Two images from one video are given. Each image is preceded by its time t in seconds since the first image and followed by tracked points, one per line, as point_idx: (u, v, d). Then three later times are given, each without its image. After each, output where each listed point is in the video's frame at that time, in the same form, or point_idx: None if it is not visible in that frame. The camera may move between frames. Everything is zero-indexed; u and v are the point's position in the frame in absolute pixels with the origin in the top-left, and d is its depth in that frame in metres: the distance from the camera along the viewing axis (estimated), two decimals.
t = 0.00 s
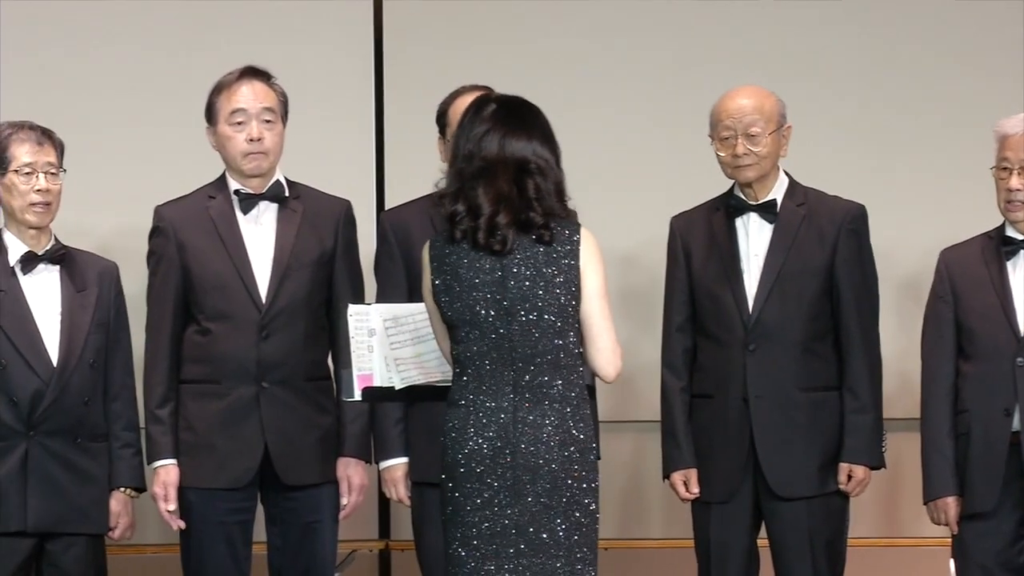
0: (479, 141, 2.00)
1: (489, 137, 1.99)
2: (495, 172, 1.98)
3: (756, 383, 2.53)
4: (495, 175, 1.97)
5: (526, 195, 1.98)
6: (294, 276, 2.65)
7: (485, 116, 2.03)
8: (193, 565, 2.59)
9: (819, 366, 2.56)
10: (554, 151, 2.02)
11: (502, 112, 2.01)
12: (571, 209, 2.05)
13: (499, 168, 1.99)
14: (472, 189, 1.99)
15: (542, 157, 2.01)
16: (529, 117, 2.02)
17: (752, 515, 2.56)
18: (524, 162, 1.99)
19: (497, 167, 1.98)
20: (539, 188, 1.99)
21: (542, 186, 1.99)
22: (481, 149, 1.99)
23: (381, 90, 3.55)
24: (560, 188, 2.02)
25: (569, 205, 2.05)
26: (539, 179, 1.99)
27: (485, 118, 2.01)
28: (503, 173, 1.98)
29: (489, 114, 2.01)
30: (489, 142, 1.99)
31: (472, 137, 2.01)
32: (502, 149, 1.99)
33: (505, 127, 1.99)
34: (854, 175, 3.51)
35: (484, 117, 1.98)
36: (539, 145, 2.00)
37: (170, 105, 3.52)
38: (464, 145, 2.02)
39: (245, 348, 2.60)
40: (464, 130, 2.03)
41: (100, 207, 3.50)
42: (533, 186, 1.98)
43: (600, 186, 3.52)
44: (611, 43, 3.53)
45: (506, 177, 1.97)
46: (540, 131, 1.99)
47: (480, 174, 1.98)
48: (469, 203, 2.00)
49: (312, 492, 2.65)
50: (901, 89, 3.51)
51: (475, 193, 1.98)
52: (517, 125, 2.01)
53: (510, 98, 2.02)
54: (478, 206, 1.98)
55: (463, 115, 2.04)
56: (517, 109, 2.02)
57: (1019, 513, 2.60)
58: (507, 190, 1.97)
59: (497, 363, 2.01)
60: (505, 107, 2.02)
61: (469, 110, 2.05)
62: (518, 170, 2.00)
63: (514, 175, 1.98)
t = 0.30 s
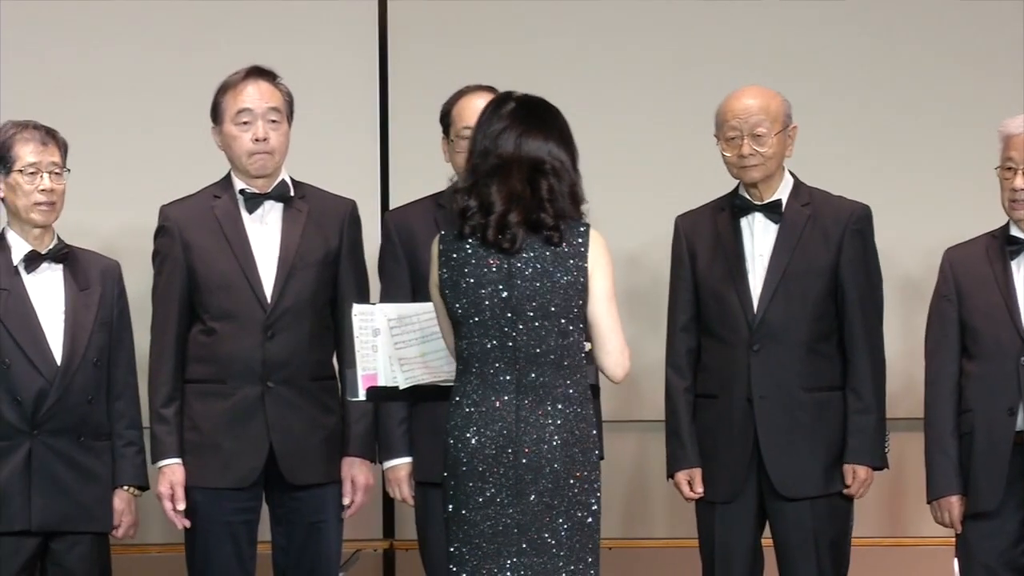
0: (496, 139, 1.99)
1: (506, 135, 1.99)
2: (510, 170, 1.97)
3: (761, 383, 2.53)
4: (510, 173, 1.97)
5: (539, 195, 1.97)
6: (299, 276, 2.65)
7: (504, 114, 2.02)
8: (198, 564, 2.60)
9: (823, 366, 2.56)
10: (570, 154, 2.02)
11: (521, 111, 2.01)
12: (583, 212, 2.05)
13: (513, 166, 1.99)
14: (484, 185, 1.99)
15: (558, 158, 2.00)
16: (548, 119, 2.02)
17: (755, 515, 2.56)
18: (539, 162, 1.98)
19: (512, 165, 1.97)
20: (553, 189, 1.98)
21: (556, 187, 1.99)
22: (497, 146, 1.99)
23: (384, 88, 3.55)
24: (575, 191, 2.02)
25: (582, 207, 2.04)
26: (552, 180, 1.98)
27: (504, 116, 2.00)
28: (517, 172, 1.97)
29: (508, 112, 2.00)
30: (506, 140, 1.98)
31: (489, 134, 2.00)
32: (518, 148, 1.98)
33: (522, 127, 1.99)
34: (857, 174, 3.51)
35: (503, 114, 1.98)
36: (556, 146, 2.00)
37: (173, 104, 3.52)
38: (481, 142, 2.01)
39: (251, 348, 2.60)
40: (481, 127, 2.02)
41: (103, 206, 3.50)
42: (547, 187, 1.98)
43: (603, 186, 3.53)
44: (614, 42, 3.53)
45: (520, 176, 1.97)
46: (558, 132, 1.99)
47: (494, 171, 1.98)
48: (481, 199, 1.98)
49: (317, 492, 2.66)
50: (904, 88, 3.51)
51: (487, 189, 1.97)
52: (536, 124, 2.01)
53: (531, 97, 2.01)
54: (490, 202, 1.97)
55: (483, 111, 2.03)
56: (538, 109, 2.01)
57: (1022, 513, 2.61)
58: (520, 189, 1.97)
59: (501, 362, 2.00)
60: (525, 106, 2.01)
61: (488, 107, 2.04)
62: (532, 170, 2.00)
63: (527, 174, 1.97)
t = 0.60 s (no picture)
0: (504, 139, 1.99)
1: (514, 135, 1.99)
2: (518, 171, 1.97)
3: (760, 383, 2.53)
4: (518, 174, 1.96)
5: (546, 197, 1.97)
6: (300, 275, 2.66)
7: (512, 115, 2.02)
8: (198, 563, 2.60)
9: (822, 365, 2.56)
10: (576, 157, 2.02)
11: (531, 113, 2.01)
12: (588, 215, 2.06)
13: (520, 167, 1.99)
14: (492, 184, 1.98)
15: (565, 162, 2.01)
16: (556, 121, 2.02)
17: (754, 513, 2.56)
18: (547, 164, 1.98)
19: (520, 166, 1.97)
20: (560, 192, 1.99)
21: (562, 190, 1.99)
22: (506, 146, 1.98)
23: (385, 87, 3.55)
24: (580, 195, 2.02)
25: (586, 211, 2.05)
26: (559, 182, 1.98)
27: (513, 116, 2.00)
28: (526, 173, 1.97)
29: (518, 113, 2.00)
30: (515, 141, 1.98)
31: (497, 134, 2.00)
32: (526, 149, 1.98)
33: (531, 128, 1.99)
34: (858, 172, 3.51)
35: (513, 115, 1.97)
36: (564, 149, 2.00)
37: (173, 104, 3.52)
38: (489, 142, 2.00)
39: (252, 348, 2.61)
40: (489, 127, 2.02)
41: (103, 206, 3.50)
42: (555, 189, 1.98)
43: (603, 185, 3.52)
44: (614, 42, 3.53)
45: (529, 177, 1.96)
46: (567, 136, 1.99)
47: (502, 171, 1.97)
48: (488, 198, 1.98)
49: (317, 491, 2.66)
50: (904, 86, 3.51)
51: (495, 188, 1.97)
52: (544, 127, 2.01)
53: (540, 100, 2.01)
54: (497, 202, 1.97)
55: (492, 110, 2.03)
56: (547, 112, 2.02)
57: (1022, 512, 2.61)
58: (528, 191, 1.97)
59: (503, 363, 2.00)
60: (534, 108, 2.01)
61: (495, 107, 2.04)
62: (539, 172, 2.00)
63: (536, 175, 1.97)
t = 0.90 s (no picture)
0: (494, 142, 1.99)
1: (503, 138, 1.99)
2: (510, 174, 1.97)
3: (759, 383, 2.54)
4: (510, 176, 1.97)
5: (539, 198, 1.98)
6: (300, 276, 2.66)
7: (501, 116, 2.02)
8: (198, 564, 2.61)
9: (821, 365, 2.56)
10: (567, 156, 2.03)
11: (518, 114, 2.01)
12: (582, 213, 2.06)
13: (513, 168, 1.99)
14: (485, 186, 1.98)
15: (556, 160, 2.01)
16: (544, 120, 2.02)
17: (753, 514, 2.56)
18: (538, 165, 1.98)
19: (512, 169, 1.97)
20: (552, 191, 1.99)
21: (554, 190, 1.99)
22: (496, 148, 1.99)
23: (385, 88, 3.56)
24: (572, 192, 2.02)
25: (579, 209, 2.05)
26: (551, 182, 1.98)
27: (501, 118, 2.00)
28: (518, 175, 1.97)
29: (506, 114, 2.00)
30: (504, 142, 1.98)
31: (486, 137, 2.00)
32: (516, 150, 1.98)
33: (519, 129, 1.99)
34: (859, 173, 3.50)
35: (501, 117, 1.98)
36: (554, 148, 2.00)
37: (174, 105, 3.53)
38: (478, 144, 2.01)
39: (252, 348, 2.61)
40: (478, 129, 2.02)
41: (104, 206, 3.51)
42: (547, 189, 1.98)
43: (604, 186, 3.52)
44: (614, 42, 3.53)
45: (521, 179, 1.97)
46: (556, 135, 1.99)
47: (493, 174, 1.98)
48: (481, 202, 1.98)
49: (318, 492, 2.66)
50: (905, 86, 3.50)
51: (488, 191, 1.97)
52: (533, 126, 2.01)
53: (527, 98, 2.01)
54: (490, 206, 1.97)
55: (480, 113, 2.03)
56: (534, 111, 2.02)
57: (1022, 513, 2.61)
58: (520, 193, 1.97)
59: (500, 363, 2.00)
60: (522, 108, 2.01)
61: (483, 109, 2.04)
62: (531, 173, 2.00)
63: (528, 177, 1.97)
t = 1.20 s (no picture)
0: (493, 142, 1.99)
1: (502, 138, 1.99)
2: (507, 175, 1.97)
3: (757, 383, 2.54)
4: (507, 177, 1.97)
5: (535, 201, 1.98)
6: (300, 276, 2.66)
7: (499, 116, 2.02)
8: (199, 564, 2.61)
9: (820, 365, 2.57)
10: (564, 157, 2.03)
11: (517, 114, 2.01)
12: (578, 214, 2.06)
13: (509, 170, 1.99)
14: (481, 187, 1.98)
15: (553, 163, 2.01)
16: (544, 121, 2.02)
17: (752, 513, 2.57)
18: (535, 167, 1.98)
19: (509, 170, 1.97)
20: (548, 194, 1.99)
21: (551, 192, 1.99)
22: (494, 149, 1.99)
23: (386, 89, 3.56)
24: (568, 195, 2.02)
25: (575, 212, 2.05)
26: (548, 185, 1.98)
27: (501, 117, 2.00)
28: (515, 176, 1.97)
29: (505, 114, 2.00)
30: (503, 143, 1.98)
31: (485, 137, 2.00)
32: (515, 152, 1.98)
33: (519, 129, 1.99)
34: (859, 172, 3.50)
35: (500, 117, 1.98)
36: (552, 150, 2.01)
37: (174, 105, 3.53)
38: (477, 144, 2.00)
39: (252, 349, 2.61)
40: (477, 128, 2.02)
41: (105, 205, 3.51)
42: (543, 192, 1.98)
43: (605, 186, 3.52)
44: (614, 41, 3.52)
45: (518, 181, 1.97)
46: (554, 136, 2.00)
47: (491, 174, 1.97)
48: (477, 202, 1.98)
49: (318, 492, 2.67)
50: (905, 86, 3.50)
51: (484, 192, 1.97)
52: (532, 127, 2.01)
53: (527, 99, 2.01)
54: (486, 206, 1.97)
55: (479, 112, 2.02)
56: (534, 112, 2.02)
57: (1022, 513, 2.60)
58: (516, 194, 1.97)
59: (491, 363, 2.00)
60: (521, 108, 2.01)
61: (483, 108, 2.04)
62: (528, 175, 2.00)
63: (524, 178, 1.97)
